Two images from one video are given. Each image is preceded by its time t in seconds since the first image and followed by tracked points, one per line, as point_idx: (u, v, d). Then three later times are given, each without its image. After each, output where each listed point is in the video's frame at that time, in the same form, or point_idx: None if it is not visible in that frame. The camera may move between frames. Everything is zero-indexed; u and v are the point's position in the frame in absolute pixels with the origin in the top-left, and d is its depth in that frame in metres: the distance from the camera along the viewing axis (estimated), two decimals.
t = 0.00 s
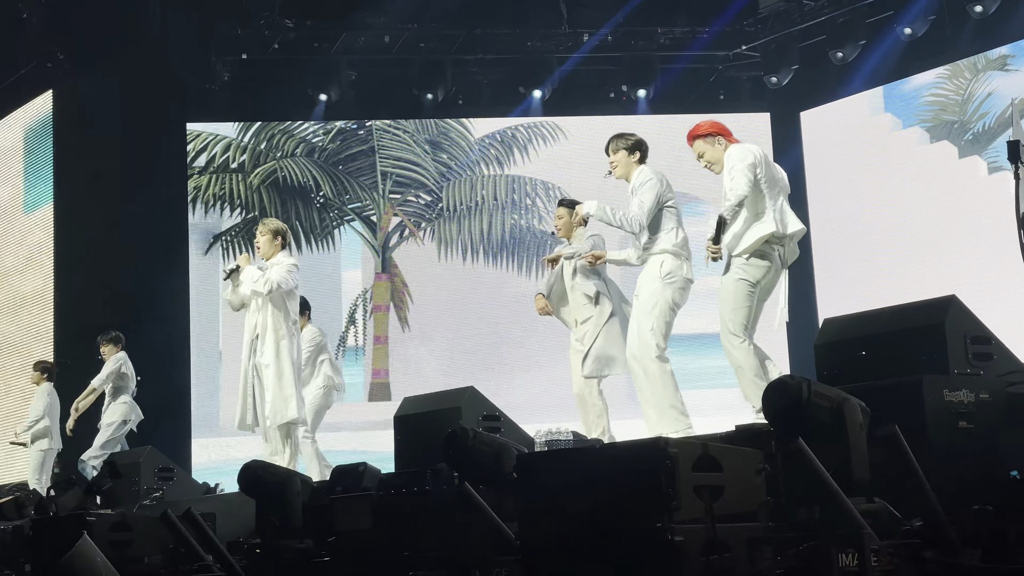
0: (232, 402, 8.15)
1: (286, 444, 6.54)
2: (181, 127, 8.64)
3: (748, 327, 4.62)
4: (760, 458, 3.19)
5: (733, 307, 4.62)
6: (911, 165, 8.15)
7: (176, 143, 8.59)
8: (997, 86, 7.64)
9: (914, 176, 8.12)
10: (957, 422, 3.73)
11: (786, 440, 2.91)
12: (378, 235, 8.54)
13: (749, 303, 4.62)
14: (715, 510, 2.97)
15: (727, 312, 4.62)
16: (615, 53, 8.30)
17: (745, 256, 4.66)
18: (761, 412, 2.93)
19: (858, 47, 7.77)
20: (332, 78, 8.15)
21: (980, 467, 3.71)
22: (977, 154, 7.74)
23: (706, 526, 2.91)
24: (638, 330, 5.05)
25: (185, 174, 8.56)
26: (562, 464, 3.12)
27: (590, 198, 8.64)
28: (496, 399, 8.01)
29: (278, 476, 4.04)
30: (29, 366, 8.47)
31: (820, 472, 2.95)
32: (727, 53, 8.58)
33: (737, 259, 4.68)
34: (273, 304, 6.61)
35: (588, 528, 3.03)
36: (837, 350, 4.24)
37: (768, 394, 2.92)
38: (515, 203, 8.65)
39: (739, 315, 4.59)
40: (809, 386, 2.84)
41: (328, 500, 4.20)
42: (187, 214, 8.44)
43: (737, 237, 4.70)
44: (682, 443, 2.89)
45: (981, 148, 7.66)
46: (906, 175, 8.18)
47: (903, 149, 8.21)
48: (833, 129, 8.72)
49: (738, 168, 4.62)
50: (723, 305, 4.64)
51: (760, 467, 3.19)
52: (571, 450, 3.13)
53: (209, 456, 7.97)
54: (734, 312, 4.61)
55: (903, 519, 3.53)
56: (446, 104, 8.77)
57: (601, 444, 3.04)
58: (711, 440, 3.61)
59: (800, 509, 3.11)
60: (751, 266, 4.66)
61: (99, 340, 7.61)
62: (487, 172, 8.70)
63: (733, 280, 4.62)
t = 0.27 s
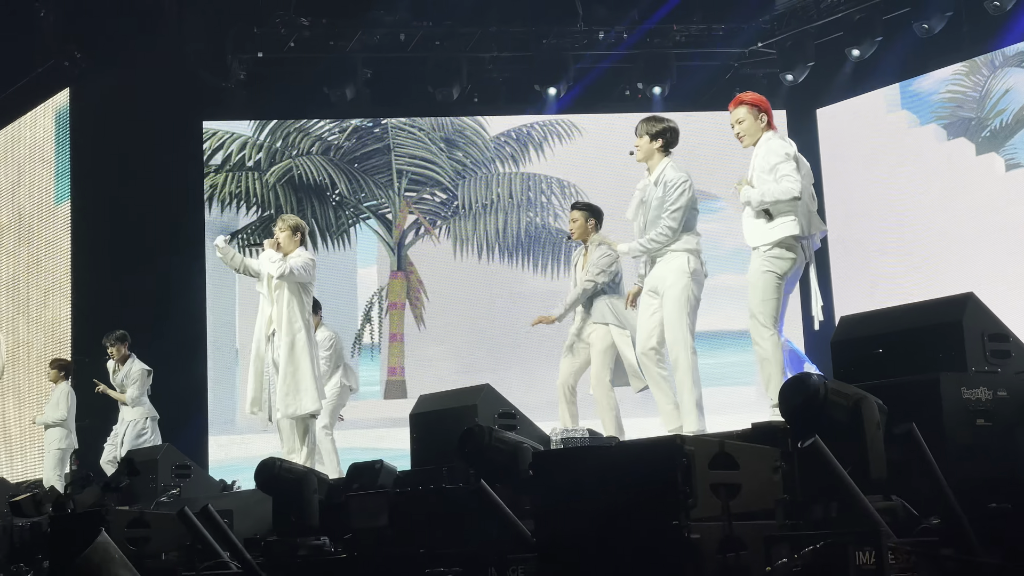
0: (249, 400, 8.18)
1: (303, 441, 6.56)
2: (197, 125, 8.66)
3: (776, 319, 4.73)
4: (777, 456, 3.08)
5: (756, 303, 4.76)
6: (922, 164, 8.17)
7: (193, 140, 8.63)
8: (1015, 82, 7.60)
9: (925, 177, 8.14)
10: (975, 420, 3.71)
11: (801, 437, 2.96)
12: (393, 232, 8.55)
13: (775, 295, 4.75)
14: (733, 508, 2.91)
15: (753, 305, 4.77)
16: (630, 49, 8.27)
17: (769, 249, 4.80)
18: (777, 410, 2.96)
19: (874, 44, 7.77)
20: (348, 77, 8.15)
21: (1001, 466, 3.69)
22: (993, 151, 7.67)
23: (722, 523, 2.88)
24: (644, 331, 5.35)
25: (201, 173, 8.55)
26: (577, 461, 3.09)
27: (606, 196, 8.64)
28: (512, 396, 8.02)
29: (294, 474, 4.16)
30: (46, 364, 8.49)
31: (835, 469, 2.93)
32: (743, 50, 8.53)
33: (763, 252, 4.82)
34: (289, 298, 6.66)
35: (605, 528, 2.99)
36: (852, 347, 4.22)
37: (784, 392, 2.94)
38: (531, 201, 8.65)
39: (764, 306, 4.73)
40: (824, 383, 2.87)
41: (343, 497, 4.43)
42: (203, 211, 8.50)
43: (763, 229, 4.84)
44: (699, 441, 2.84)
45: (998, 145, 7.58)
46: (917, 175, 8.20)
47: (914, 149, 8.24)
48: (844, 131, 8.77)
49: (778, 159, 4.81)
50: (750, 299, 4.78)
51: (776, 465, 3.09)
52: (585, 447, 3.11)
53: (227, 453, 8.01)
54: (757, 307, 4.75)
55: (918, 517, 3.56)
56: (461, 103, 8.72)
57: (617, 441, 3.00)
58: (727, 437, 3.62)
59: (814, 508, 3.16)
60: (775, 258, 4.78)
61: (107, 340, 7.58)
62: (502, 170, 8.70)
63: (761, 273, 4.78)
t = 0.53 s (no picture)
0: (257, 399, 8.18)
1: (311, 441, 6.61)
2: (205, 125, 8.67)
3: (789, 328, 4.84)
4: (787, 457, 3.02)
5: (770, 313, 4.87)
6: (926, 166, 8.18)
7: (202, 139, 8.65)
8: None
9: (929, 179, 8.15)
10: (983, 421, 3.70)
11: (808, 442, 2.91)
12: (401, 233, 8.56)
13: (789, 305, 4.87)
14: (742, 508, 2.85)
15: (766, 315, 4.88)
16: (638, 50, 8.26)
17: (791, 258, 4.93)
18: (787, 411, 2.96)
19: (882, 44, 7.79)
20: (355, 77, 8.15)
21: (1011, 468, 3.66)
22: (1002, 152, 7.66)
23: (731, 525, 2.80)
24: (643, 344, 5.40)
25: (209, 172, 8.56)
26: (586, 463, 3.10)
27: (614, 196, 8.61)
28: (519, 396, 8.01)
29: (301, 473, 4.43)
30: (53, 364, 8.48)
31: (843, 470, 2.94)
32: (751, 51, 8.53)
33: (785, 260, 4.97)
34: (301, 302, 6.69)
35: (615, 527, 3.00)
36: (859, 347, 4.23)
37: (793, 395, 2.94)
38: (538, 202, 8.65)
39: (778, 316, 4.84)
40: (833, 383, 2.87)
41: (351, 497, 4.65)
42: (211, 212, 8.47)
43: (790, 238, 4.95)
44: (707, 440, 2.79)
45: (1007, 147, 7.58)
46: (921, 177, 8.21)
47: (918, 151, 8.25)
48: (846, 133, 8.76)
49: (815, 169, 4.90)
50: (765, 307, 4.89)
51: (786, 466, 3.02)
52: (591, 451, 3.11)
53: (236, 452, 8.03)
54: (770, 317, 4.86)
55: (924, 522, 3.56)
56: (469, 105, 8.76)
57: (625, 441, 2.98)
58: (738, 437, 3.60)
59: (824, 510, 3.12)
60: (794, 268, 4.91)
61: (99, 353, 7.69)
62: (510, 170, 8.70)
63: (778, 283, 4.91)
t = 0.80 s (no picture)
0: (255, 401, 8.16)
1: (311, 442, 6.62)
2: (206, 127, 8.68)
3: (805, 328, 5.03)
4: (786, 460, 3.08)
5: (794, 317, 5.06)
6: (929, 170, 8.14)
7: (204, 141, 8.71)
8: None
9: (931, 183, 8.11)
10: (983, 425, 3.71)
11: (809, 444, 2.93)
12: (401, 235, 8.56)
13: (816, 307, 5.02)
14: (742, 511, 2.88)
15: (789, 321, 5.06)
16: (638, 53, 8.28)
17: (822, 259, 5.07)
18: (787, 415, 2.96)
19: (883, 48, 7.78)
20: (356, 79, 8.17)
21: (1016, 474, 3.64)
22: (1003, 156, 7.64)
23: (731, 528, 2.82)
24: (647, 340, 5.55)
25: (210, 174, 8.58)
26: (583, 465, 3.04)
27: (615, 198, 8.59)
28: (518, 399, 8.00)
29: (302, 478, 4.43)
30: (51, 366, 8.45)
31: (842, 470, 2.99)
32: (751, 55, 8.57)
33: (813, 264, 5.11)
34: (301, 305, 6.69)
35: (611, 531, 2.95)
36: (862, 352, 4.20)
37: (793, 397, 2.94)
38: (538, 204, 8.64)
39: (796, 319, 5.03)
40: (833, 386, 2.87)
41: (350, 499, 4.52)
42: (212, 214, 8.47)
43: (821, 240, 5.11)
44: (707, 444, 2.81)
45: (1008, 151, 7.57)
46: (923, 180, 8.17)
47: (921, 154, 8.20)
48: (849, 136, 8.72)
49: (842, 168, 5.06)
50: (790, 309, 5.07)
51: (785, 469, 3.08)
52: (589, 453, 3.04)
53: (235, 454, 8.00)
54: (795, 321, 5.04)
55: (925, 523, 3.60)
56: (468, 107, 8.80)
57: (623, 443, 2.95)
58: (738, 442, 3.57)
59: (825, 513, 3.18)
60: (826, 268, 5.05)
61: (93, 353, 7.70)
62: (510, 173, 8.70)
63: (804, 290, 5.04)
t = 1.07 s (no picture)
0: (249, 405, 8.15)
1: (305, 445, 6.63)
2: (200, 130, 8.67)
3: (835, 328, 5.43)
4: (779, 465, 3.06)
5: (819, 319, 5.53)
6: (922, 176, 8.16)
7: (197, 144, 8.68)
8: (1019, 94, 7.59)
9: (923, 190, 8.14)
10: (975, 432, 3.66)
11: (802, 449, 2.92)
12: (395, 239, 8.55)
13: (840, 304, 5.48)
14: (734, 516, 2.88)
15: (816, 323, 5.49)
16: (633, 58, 8.30)
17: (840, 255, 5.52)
18: (781, 419, 2.96)
19: (877, 54, 7.75)
20: (351, 82, 8.18)
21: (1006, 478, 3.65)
22: (996, 163, 7.66)
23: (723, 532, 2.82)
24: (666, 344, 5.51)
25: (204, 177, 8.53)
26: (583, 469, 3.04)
27: (610, 204, 8.61)
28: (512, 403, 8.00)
29: (294, 479, 4.14)
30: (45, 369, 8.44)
31: (836, 478, 2.91)
32: (745, 60, 8.64)
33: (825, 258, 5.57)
34: (292, 310, 6.65)
35: (609, 534, 2.94)
36: (855, 358, 4.20)
37: (786, 402, 2.95)
38: (533, 208, 8.64)
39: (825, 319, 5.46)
40: (828, 391, 2.85)
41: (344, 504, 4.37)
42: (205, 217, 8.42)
43: (833, 229, 5.58)
44: (700, 448, 2.81)
45: (1001, 157, 7.58)
46: (916, 187, 8.19)
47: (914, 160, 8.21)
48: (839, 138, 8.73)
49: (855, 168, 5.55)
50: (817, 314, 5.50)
51: (778, 474, 3.05)
52: (587, 457, 3.04)
53: (227, 458, 7.99)
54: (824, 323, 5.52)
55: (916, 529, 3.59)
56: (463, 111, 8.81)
57: (618, 448, 2.96)
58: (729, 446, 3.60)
59: (817, 517, 3.17)
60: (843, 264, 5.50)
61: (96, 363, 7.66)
62: (505, 178, 8.68)
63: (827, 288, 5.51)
